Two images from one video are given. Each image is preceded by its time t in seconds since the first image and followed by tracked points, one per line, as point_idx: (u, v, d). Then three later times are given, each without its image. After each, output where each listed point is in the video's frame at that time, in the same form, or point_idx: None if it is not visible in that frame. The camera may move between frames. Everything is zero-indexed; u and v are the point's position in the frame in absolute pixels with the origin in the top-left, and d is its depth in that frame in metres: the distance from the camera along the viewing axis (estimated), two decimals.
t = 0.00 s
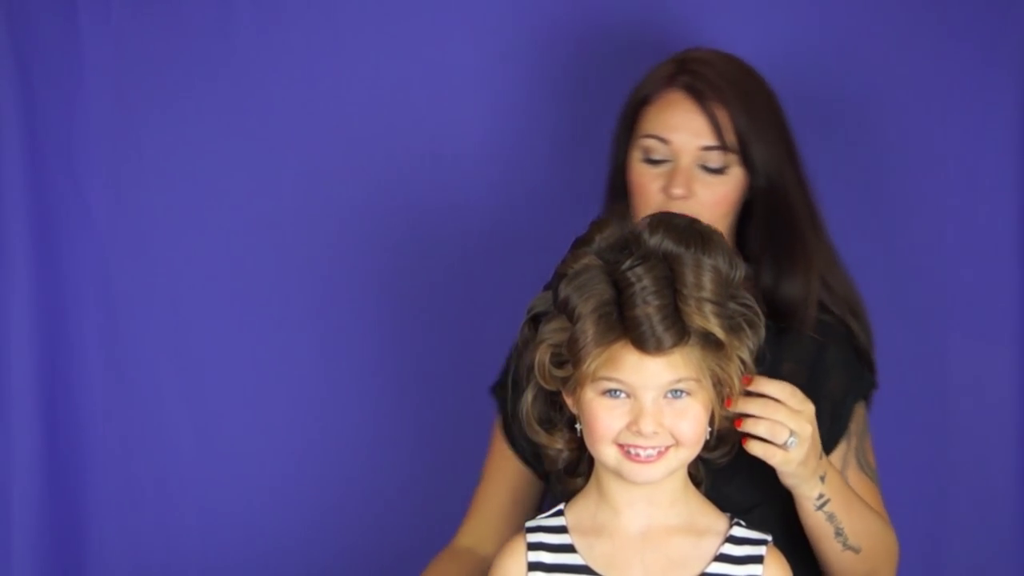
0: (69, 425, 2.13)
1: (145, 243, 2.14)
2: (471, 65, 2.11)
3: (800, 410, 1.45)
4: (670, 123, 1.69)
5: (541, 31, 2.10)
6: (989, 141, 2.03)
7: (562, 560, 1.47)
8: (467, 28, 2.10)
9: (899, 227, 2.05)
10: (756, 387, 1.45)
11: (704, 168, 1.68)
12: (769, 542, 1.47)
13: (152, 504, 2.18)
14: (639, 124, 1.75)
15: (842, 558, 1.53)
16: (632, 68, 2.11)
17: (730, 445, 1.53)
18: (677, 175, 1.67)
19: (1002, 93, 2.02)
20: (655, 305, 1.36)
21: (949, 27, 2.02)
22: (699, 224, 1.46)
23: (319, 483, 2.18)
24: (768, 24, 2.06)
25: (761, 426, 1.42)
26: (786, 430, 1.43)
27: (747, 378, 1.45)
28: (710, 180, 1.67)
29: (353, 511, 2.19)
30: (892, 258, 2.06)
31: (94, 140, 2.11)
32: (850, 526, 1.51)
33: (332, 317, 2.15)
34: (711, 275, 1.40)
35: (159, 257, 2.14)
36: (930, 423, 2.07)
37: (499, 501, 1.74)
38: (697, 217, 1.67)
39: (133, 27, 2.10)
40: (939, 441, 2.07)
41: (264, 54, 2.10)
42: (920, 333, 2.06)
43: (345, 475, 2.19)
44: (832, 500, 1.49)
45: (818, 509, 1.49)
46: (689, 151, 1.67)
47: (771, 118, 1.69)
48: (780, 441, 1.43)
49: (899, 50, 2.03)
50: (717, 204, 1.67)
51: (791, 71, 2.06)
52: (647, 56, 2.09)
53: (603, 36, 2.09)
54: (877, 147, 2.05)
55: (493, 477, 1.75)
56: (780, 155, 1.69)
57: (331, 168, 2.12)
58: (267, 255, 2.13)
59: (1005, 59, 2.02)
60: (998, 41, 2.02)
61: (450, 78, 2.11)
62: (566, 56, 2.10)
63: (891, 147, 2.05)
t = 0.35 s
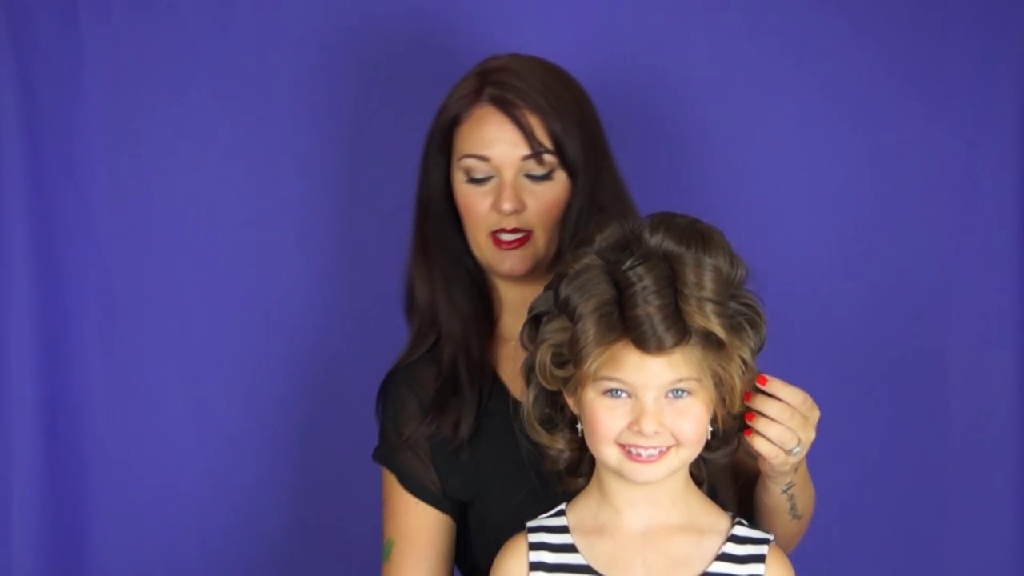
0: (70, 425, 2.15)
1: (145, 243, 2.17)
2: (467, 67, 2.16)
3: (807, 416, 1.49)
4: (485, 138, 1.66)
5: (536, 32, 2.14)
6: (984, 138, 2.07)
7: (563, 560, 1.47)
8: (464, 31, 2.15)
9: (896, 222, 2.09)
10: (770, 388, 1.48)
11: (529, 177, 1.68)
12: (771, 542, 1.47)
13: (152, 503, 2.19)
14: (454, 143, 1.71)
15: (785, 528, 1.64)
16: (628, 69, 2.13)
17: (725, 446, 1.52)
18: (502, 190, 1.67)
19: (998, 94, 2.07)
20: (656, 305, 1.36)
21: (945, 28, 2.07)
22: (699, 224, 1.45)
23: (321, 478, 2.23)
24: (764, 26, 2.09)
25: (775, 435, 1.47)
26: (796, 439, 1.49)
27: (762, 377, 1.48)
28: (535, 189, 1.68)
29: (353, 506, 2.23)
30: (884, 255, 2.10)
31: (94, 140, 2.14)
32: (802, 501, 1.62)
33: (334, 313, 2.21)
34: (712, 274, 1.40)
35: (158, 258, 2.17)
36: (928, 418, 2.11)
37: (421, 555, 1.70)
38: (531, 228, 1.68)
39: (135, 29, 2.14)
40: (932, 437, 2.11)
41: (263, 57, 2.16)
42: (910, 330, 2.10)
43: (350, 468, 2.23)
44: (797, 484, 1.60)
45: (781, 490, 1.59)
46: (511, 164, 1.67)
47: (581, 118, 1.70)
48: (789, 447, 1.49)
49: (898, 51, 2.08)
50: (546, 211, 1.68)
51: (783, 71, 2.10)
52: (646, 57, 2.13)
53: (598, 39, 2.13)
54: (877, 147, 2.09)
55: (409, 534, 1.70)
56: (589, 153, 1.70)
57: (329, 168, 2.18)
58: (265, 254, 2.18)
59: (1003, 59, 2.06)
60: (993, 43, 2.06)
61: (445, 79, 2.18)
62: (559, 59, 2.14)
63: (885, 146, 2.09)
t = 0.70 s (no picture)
0: (70, 425, 2.16)
1: (145, 242, 2.17)
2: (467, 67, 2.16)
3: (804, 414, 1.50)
4: (467, 131, 1.69)
5: (536, 32, 2.14)
6: (986, 140, 2.06)
7: (564, 560, 1.47)
8: (464, 30, 2.15)
9: (898, 223, 2.09)
10: (764, 389, 1.48)
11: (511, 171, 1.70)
12: (773, 542, 1.47)
13: (152, 502, 2.19)
14: (435, 139, 1.73)
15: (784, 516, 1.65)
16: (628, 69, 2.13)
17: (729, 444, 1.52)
18: (485, 183, 1.69)
19: (999, 93, 2.06)
20: (658, 305, 1.36)
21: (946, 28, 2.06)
22: (702, 224, 1.45)
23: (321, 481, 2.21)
24: (765, 26, 2.09)
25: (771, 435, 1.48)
26: (796, 435, 1.49)
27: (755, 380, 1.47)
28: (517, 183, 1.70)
29: (355, 512, 2.21)
30: (886, 255, 2.10)
31: (94, 140, 2.15)
32: (797, 492, 1.62)
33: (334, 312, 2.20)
34: (715, 275, 1.40)
35: (159, 258, 2.17)
36: (930, 418, 2.11)
37: (418, 565, 1.69)
38: (513, 222, 1.69)
39: (135, 29, 2.14)
40: (934, 438, 2.11)
41: (263, 57, 2.15)
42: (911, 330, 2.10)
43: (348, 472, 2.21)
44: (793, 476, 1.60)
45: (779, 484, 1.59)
46: (494, 157, 1.69)
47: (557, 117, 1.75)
48: (790, 445, 1.50)
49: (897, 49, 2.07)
50: (528, 206, 1.70)
51: (783, 71, 2.10)
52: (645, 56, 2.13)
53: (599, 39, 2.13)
54: (877, 148, 2.08)
55: (403, 548, 1.69)
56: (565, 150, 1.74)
57: (329, 167, 2.18)
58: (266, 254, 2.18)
59: (1004, 58, 2.06)
60: (994, 43, 2.06)
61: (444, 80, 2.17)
62: (560, 59, 2.14)
63: (885, 146, 2.08)
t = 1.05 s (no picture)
0: (69, 426, 2.13)
1: (144, 241, 2.14)
2: (469, 64, 2.12)
3: (803, 438, 1.41)
4: (586, 110, 1.76)
5: (542, 31, 2.10)
6: (985, 140, 2.08)
7: (563, 560, 1.47)
8: (466, 27, 2.11)
9: (898, 224, 2.10)
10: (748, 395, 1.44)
11: (624, 152, 1.76)
12: (770, 543, 1.47)
13: (151, 501, 2.19)
14: (551, 116, 1.80)
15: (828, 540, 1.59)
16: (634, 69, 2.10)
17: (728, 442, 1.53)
18: (600, 159, 1.74)
19: (999, 95, 2.07)
20: (660, 306, 1.36)
21: (948, 30, 2.07)
22: (704, 225, 1.46)
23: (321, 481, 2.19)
24: (772, 25, 2.08)
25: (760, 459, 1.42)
26: (786, 440, 1.41)
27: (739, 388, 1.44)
28: (630, 162, 1.76)
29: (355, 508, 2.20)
30: (886, 258, 2.10)
31: (94, 139, 2.11)
32: (839, 508, 1.57)
33: (333, 313, 2.17)
34: (716, 276, 1.40)
35: (158, 257, 2.14)
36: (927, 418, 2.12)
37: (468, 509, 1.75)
38: (624, 199, 1.74)
39: (133, 27, 2.10)
40: (932, 439, 2.12)
41: (262, 55, 2.11)
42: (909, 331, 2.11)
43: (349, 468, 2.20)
44: (828, 493, 1.54)
45: (813, 501, 1.54)
46: (610, 136, 1.75)
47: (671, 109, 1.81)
48: (781, 452, 1.41)
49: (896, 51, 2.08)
50: (639, 185, 1.75)
51: (787, 73, 2.09)
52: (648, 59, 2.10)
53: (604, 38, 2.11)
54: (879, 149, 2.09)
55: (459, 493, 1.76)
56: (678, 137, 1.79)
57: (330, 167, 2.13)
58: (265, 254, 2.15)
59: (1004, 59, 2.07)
60: (995, 44, 2.07)
61: (445, 76, 2.12)
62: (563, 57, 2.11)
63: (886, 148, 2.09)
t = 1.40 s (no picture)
0: (68, 428, 2.12)
1: (144, 244, 2.13)
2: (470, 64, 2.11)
3: (807, 414, 1.41)
4: (758, 115, 1.67)
5: (540, 33, 2.11)
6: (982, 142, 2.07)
7: (562, 560, 1.47)
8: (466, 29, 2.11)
9: (893, 227, 2.11)
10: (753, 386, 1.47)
11: (789, 163, 1.66)
12: (767, 543, 1.48)
13: (150, 506, 2.16)
14: (721, 116, 1.72)
15: (882, 560, 1.51)
16: (629, 72, 2.12)
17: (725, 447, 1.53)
18: (761, 167, 1.65)
19: (999, 95, 2.07)
20: (659, 305, 1.36)
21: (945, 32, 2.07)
22: (703, 226, 1.47)
23: (322, 486, 2.17)
24: (764, 26, 2.11)
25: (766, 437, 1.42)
26: (791, 416, 1.41)
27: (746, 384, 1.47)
28: (792, 174, 1.66)
29: (356, 512, 2.17)
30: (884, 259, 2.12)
31: (94, 141, 2.11)
32: (887, 517, 1.49)
33: (333, 316, 2.15)
34: (715, 276, 1.41)
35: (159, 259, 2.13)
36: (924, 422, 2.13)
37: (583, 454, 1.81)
38: (778, 211, 1.65)
39: (133, 28, 2.10)
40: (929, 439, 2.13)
41: (262, 55, 2.11)
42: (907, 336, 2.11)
43: (352, 472, 2.17)
44: (871, 496, 1.47)
45: (858, 506, 1.47)
46: (776, 145, 1.66)
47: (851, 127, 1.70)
48: (788, 429, 1.41)
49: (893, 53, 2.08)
50: (797, 199, 1.65)
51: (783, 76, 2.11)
52: (646, 61, 2.12)
53: (603, 42, 2.12)
54: (872, 152, 2.11)
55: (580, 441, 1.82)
56: (852, 156, 1.69)
57: (330, 168, 2.12)
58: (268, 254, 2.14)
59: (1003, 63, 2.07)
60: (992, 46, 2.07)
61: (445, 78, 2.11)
62: (560, 59, 2.12)
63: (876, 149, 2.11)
